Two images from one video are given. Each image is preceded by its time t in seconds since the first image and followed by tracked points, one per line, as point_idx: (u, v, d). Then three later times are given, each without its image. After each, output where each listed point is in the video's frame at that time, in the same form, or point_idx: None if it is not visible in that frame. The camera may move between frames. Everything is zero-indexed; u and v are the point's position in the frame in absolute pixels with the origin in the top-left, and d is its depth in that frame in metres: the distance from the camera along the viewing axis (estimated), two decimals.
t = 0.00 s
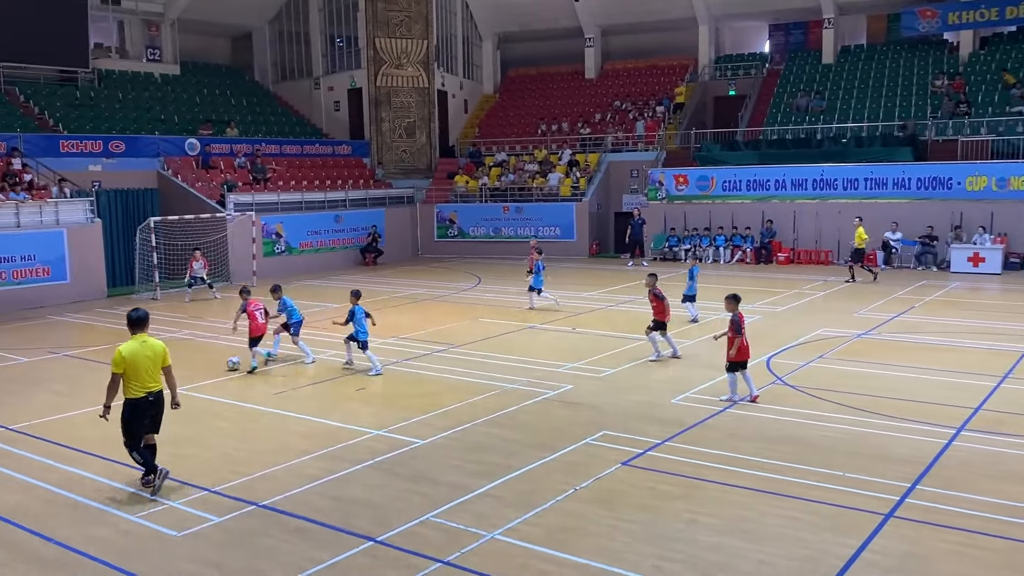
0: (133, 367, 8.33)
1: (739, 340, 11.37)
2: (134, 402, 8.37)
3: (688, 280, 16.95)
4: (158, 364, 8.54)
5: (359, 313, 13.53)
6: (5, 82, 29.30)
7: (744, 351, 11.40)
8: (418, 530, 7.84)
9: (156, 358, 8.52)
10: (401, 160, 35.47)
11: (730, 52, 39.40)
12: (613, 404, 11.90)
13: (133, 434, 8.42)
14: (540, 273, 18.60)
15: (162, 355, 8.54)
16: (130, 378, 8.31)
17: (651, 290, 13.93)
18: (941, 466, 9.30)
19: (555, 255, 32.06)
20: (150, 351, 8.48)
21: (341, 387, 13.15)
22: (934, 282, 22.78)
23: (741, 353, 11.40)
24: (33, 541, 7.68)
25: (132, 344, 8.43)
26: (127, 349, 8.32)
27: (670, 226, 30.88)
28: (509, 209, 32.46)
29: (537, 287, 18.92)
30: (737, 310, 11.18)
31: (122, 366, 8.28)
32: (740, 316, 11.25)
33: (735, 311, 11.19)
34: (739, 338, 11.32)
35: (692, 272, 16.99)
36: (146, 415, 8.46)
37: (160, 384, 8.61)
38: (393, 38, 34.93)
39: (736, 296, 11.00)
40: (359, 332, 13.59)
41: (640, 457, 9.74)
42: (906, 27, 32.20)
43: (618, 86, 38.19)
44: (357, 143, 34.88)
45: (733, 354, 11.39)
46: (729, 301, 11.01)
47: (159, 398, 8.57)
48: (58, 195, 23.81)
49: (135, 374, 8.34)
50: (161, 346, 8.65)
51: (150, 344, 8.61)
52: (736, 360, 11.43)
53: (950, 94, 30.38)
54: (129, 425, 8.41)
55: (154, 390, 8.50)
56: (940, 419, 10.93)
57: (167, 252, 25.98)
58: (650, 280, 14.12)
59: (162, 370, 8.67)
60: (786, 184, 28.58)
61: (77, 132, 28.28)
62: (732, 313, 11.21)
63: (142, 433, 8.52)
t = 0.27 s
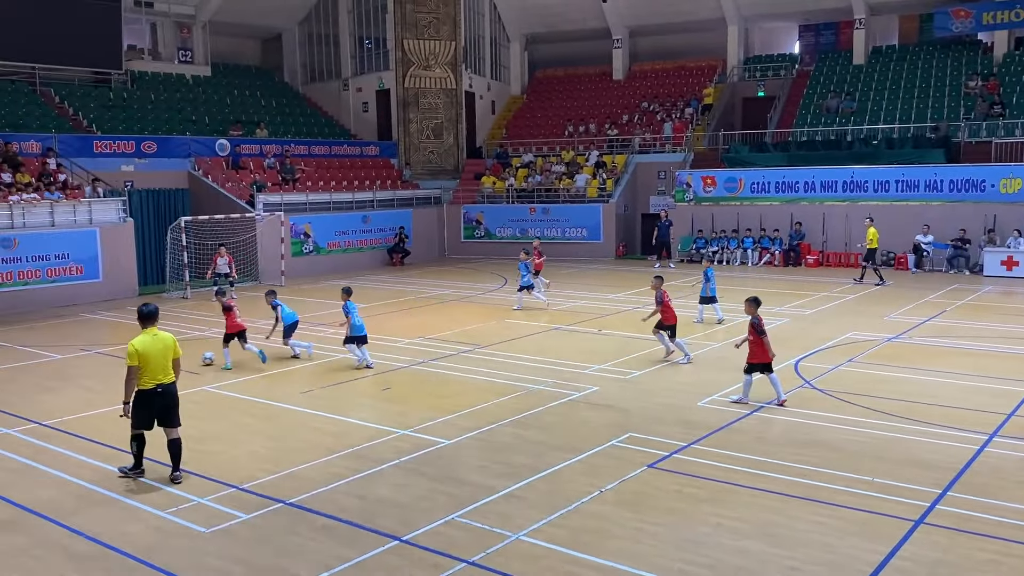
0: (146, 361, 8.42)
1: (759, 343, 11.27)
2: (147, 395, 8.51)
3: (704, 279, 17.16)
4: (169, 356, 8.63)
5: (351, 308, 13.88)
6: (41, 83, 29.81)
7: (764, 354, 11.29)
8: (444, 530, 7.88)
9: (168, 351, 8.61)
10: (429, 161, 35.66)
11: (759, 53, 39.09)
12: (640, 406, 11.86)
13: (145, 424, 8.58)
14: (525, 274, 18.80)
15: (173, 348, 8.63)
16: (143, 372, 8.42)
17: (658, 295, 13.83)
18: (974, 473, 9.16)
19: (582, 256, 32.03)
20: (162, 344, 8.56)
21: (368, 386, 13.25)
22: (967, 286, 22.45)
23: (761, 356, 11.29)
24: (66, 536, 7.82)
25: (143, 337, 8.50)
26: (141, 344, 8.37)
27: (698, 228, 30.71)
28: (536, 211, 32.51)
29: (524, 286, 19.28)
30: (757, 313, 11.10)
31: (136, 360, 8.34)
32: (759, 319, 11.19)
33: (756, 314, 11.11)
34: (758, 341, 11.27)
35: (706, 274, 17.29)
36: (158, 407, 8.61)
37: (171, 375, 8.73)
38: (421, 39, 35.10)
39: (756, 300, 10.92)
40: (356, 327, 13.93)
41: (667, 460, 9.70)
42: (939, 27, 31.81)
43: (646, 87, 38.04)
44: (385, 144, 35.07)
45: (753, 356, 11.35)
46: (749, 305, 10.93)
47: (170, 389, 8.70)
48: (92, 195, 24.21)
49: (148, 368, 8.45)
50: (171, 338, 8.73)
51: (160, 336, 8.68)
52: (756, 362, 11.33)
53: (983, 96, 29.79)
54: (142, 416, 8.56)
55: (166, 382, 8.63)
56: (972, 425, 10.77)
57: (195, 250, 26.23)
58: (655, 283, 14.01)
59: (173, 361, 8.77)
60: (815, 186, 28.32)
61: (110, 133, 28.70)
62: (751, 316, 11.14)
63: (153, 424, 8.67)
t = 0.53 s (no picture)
0: (150, 357, 8.63)
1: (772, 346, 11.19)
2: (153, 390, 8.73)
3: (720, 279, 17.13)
4: (173, 352, 8.85)
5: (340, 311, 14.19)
6: (73, 85, 30.28)
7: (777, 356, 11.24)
8: (468, 532, 7.89)
9: (171, 347, 8.82)
10: (454, 162, 35.82)
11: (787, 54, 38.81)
12: (665, 409, 11.80)
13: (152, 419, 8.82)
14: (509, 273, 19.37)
15: (177, 343, 8.85)
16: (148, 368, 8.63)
17: (655, 296, 13.75)
18: (1005, 480, 9.02)
19: (606, 258, 31.97)
20: (165, 340, 8.76)
21: (393, 386, 13.31)
22: (998, 291, 22.11)
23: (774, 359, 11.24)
24: (96, 532, 7.93)
25: (148, 335, 8.71)
26: (145, 341, 8.57)
27: (724, 230, 30.51)
28: (561, 213, 32.51)
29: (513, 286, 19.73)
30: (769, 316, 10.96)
31: (141, 358, 8.55)
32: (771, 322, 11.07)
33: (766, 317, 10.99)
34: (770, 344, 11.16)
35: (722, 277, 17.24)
36: (163, 401, 8.84)
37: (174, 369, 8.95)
38: (447, 42, 35.29)
39: (765, 303, 10.81)
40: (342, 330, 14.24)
41: (692, 464, 9.65)
42: (972, 27, 32.60)
43: (672, 89, 37.89)
44: (411, 145, 35.24)
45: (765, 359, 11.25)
46: (757, 308, 10.84)
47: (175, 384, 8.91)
48: (122, 195, 24.51)
49: (153, 364, 8.67)
50: (173, 333, 8.94)
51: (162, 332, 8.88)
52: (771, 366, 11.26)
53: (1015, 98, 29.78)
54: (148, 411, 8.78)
55: (170, 377, 8.85)
56: (1003, 432, 10.61)
57: (223, 250, 26.50)
58: (655, 284, 13.92)
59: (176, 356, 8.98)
60: (843, 189, 28.07)
61: (140, 134, 29.08)
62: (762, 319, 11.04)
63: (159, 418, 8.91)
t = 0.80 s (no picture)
0: (157, 350, 9.05)
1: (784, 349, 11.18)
2: (160, 383, 9.09)
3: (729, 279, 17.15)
4: (179, 347, 9.26)
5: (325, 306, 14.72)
6: (101, 87, 30.65)
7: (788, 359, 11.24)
8: (489, 534, 7.90)
9: (177, 342, 9.25)
10: (476, 165, 35.89)
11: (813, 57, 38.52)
12: (688, 413, 11.76)
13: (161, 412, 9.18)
14: (492, 274, 20.02)
15: (183, 338, 9.28)
16: (155, 361, 9.03)
17: (655, 298, 13.75)
18: None
19: (629, 261, 31.88)
20: (171, 336, 9.18)
21: (415, 388, 13.35)
22: None
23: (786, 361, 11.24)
24: (122, 529, 8.03)
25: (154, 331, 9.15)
26: (149, 336, 9.01)
27: (748, 233, 30.31)
28: (583, 215, 32.47)
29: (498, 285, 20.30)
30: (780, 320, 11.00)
31: (146, 352, 8.99)
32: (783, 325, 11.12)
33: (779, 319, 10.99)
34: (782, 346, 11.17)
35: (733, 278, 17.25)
36: (170, 394, 9.20)
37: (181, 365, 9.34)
38: (471, 44, 35.40)
39: (776, 306, 10.86)
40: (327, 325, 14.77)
41: (715, 468, 9.59)
42: (999, 29, 33.64)
43: (696, 92, 37.74)
44: (434, 147, 35.34)
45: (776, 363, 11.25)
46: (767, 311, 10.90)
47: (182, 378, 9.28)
48: (148, 196, 24.79)
49: (159, 357, 9.07)
50: (179, 330, 9.34)
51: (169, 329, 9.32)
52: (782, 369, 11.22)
53: None
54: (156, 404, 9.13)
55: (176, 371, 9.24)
56: None
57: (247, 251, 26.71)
58: (655, 284, 13.91)
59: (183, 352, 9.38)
60: (868, 193, 27.80)
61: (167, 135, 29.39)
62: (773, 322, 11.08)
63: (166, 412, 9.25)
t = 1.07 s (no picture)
0: (162, 349, 9.46)
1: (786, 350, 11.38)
2: (164, 380, 9.48)
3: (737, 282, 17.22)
4: (181, 346, 9.66)
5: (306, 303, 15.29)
6: (122, 90, 30.92)
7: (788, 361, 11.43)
8: (506, 536, 7.93)
9: (181, 342, 9.68)
10: (493, 167, 35.98)
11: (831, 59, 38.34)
12: (704, 417, 11.74)
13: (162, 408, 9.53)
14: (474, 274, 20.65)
15: (187, 338, 9.71)
16: (159, 359, 9.42)
17: (654, 298, 13.82)
18: None
19: (645, 264, 31.85)
20: (176, 335, 9.62)
21: (432, 389, 13.41)
22: None
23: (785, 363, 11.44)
24: (143, 528, 8.12)
25: (159, 330, 9.57)
26: (154, 335, 9.43)
27: (765, 237, 30.17)
28: (600, 218, 32.44)
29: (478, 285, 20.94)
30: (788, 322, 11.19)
31: (150, 350, 9.39)
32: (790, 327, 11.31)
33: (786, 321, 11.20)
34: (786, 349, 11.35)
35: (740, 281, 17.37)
36: (171, 391, 9.58)
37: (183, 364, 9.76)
38: (488, 47, 35.51)
39: (788, 308, 11.04)
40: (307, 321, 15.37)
41: (732, 472, 9.58)
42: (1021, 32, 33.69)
43: (713, 94, 37.65)
44: (450, 150, 35.46)
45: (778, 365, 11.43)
46: (779, 313, 11.06)
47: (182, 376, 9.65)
48: (168, 198, 25.01)
49: (165, 356, 9.48)
50: (183, 331, 9.76)
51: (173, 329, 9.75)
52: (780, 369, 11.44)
53: None
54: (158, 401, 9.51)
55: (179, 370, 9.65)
56: None
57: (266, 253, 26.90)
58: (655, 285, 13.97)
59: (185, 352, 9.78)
60: (887, 196, 27.65)
61: (187, 138, 29.63)
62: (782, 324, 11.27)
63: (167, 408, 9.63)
